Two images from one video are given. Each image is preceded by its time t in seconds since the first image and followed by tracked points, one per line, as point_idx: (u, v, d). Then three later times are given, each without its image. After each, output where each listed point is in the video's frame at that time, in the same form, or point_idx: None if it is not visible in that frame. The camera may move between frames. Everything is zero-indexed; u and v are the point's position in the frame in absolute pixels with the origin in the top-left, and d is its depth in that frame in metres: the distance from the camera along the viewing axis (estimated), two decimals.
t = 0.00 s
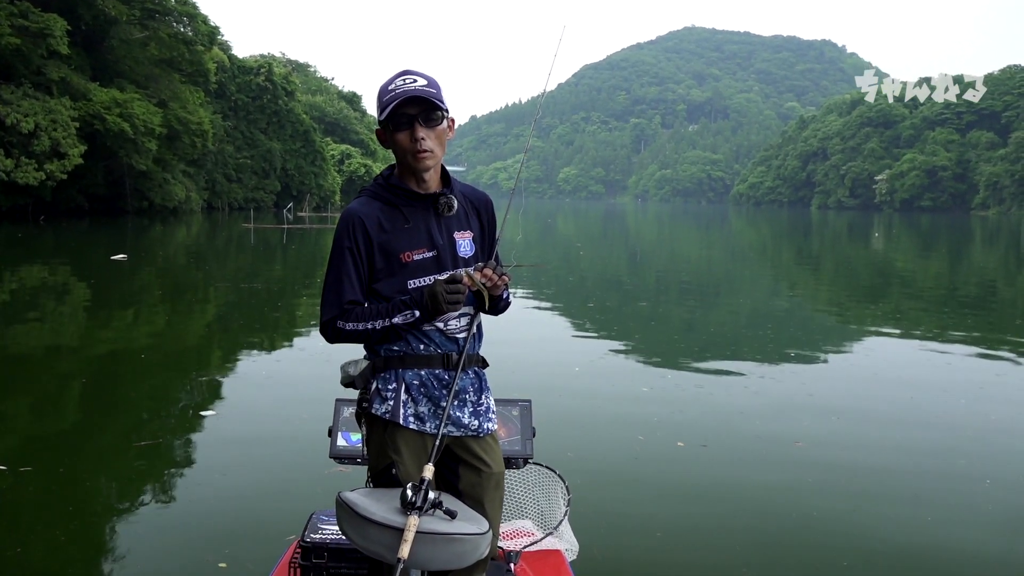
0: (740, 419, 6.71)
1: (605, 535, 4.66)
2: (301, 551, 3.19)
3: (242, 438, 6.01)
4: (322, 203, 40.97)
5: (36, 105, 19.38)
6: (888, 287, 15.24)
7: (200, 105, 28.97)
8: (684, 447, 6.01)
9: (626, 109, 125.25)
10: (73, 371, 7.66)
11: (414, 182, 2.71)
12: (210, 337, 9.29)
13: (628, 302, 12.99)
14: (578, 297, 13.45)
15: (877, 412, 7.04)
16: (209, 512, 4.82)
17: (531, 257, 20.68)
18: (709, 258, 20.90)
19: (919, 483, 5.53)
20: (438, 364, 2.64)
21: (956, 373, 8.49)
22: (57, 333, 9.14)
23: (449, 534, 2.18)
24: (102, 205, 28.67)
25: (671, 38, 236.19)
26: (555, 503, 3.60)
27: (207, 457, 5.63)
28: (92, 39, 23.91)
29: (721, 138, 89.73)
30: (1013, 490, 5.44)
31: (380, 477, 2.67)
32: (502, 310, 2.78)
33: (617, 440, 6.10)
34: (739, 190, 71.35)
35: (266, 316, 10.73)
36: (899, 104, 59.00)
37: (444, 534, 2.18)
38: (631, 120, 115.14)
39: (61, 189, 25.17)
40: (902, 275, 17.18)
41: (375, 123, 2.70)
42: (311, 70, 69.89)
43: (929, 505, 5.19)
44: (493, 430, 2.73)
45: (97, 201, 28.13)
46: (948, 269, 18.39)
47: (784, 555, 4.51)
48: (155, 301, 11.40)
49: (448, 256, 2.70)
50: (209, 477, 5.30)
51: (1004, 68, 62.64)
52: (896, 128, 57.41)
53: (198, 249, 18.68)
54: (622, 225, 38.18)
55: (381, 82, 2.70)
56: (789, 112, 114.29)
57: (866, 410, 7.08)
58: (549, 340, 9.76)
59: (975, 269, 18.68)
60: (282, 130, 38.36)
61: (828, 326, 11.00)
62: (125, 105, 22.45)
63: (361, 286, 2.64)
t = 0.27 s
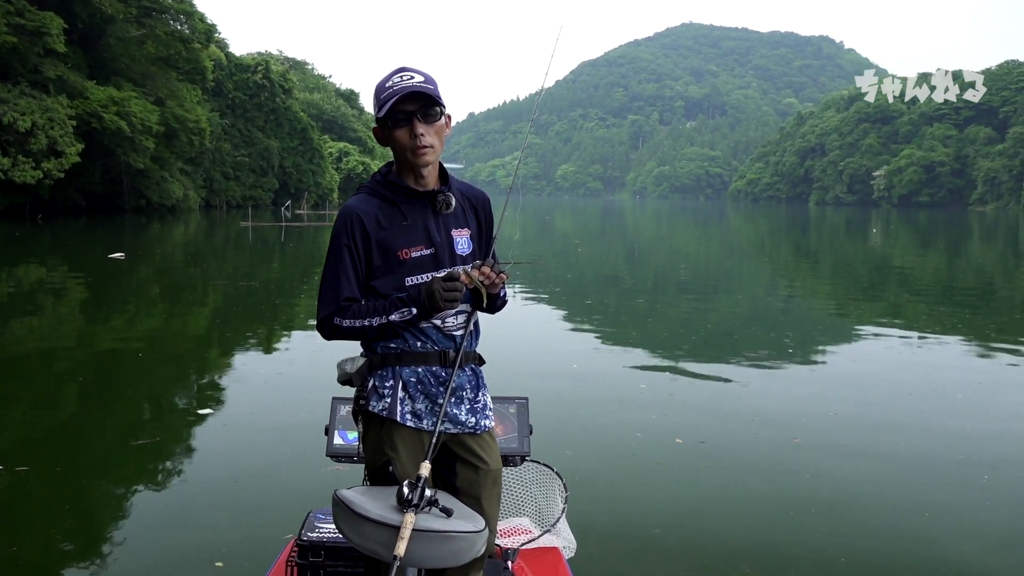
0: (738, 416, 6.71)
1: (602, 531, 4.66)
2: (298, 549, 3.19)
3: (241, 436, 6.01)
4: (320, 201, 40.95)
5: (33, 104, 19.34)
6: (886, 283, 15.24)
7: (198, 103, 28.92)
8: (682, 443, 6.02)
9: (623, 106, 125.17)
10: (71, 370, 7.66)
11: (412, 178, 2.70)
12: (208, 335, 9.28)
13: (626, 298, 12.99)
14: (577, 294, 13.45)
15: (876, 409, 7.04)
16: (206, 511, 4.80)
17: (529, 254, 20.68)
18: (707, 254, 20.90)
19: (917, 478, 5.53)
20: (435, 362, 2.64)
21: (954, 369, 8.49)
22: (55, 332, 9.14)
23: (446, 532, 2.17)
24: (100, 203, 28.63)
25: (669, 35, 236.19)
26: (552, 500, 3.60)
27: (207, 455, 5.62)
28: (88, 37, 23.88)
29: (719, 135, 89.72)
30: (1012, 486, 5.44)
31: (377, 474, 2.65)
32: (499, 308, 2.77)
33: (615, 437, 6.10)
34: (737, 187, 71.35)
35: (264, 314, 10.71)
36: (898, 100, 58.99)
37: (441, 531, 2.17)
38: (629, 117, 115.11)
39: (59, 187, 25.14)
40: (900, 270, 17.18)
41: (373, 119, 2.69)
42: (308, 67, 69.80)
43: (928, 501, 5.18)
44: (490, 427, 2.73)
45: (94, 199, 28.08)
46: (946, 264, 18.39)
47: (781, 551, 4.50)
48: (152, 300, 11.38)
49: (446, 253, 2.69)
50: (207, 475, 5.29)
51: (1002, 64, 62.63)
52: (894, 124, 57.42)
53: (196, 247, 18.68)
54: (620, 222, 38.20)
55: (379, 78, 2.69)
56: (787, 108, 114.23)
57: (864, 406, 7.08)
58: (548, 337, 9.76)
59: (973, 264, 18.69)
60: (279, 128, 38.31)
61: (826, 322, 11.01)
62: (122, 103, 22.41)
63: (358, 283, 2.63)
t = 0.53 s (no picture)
0: (737, 412, 6.71)
1: (601, 528, 4.65)
2: (297, 546, 3.18)
3: (240, 433, 6.00)
4: (319, 197, 40.94)
5: (31, 100, 19.32)
6: (885, 278, 15.25)
7: (196, 99, 28.89)
8: (682, 439, 6.01)
9: (622, 102, 125.06)
10: (70, 367, 7.65)
11: (411, 175, 2.69)
12: (207, 332, 9.28)
13: (624, 294, 12.98)
14: (576, 290, 13.44)
15: (876, 405, 7.03)
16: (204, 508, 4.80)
17: (528, 250, 20.67)
18: (707, 251, 20.89)
19: (917, 475, 5.54)
20: (433, 358, 2.63)
21: (953, 365, 8.49)
22: (54, 329, 9.13)
23: (443, 529, 2.16)
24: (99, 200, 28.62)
25: (668, 31, 235.95)
26: (551, 497, 3.60)
27: (207, 452, 5.62)
28: (87, 34, 23.86)
29: (718, 131, 89.65)
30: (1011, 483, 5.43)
31: (375, 471, 2.65)
32: (497, 305, 2.77)
33: (614, 433, 6.10)
34: (736, 183, 71.32)
35: (262, 311, 10.70)
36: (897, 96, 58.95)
37: (440, 527, 2.16)
38: (628, 113, 114.99)
39: (57, 184, 25.11)
40: (899, 266, 17.17)
41: (373, 114, 2.69)
42: (307, 64, 69.75)
43: (927, 498, 5.17)
44: (487, 424, 2.72)
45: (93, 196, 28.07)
46: (945, 260, 18.38)
47: (779, 548, 4.49)
48: (151, 297, 11.38)
49: (444, 250, 2.68)
50: (206, 472, 5.29)
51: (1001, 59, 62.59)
52: (893, 120, 57.41)
53: (195, 244, 18.68)
54: (619, 218, 38.22)
55: (379, 74, 2.68)
56: (786, 104, 114.13)
57: (862, 403, 7.07)
58: (547, 333, 9.75)
59: (973, 260, 18.69)
60: (278, 125, 38.27)
61: (825, 318, 11.01)
62: (121, 99, 22.37)
63: (356, 279, 2.62)
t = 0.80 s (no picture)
0: (737, 407, 6.69)
1: (600, 523, 4.65)
2: (296, 539, 3.19)
3: (240, 427, 6.00)
4: (321, 191, 40.91)
5: (32, 93, 19.30)
6: (886, 274, 15.21)
7: (197, 92, 28.82)
8: (681, 435, 6.00)
9: (624, 96, 124.85)
10: (71, 360, 7.65)
11: (405, 170, 2.68)
12: (208, 326, 9.27)
13: (626, 289, 12.96)
14: (577, 285, 13.43)
15: (877, 401, 7.01)
16: (202, 502, 4.79)
17: (530, 244, 20.65)
18: (708, 245, 20.87)
19: (918, 471, 5.52)
20: (428, 353, 2.62)
21: (955, 360, 8.47)
22: (55, 322, 9.13)
23: (442, 523, 2.15)
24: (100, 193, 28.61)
25: (670, 25, 235.47)
26: (550, 490, 3.60)
27: (206, 446, 5.62)
28: (88, 26, 23.84)
29: (720, 125, 89.49)
30: (1013, 480, 5.42)
31: (373, 466, 2.65)
32: (491, 300, 2.75)
33: (614, 429, 6.09)
34: (738, 178, 71.21)
35: (263, 304, 10.69)
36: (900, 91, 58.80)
37: (437, 522, 2.15)
38: (630, 107, 114.79)
39: (58, 177, 25.10)
40: (901, 262, 17.14)
41: (366, 110, 2.67)
42: (308, 57, 69.60)
43: (927, 494, 5.17)
44: (484, 418, 2.71)
45: (94, 189, 28.03)
46: (947, 256, 18.34)
47: (781, 545, 4.48)
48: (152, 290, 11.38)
49: (440, 246, 2.67)
50: (205, 466, 5.28)
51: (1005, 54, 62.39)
52: (896, 115, 57.29)
53: (196, 237, 18.67)
54: (621, 212, 38.17)
55: (372, 69, 2.66)
56: (788, 99, 113.92)
57: (863, 399, 7.05)
58: (548, 328, 9.74)
59: (974, 255, 18.65)
60: (279, 118, 38.20)
61: (827, 313, 11.00)
62: (122, 92, 22.33)
63: (351, 275, 2.62)
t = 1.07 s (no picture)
0: (737, 407, 6.70)
1: (601, 522, 4.66)
2: (298, 538, 3.19)
3: (241, 426, 6.00)
4: (321, 191, 40.93)
5: (33, 93, 19.31)
6: (886, 274, 15.20)
7: (198, 92, 28.83)
8: (681, 435, 6.00)
9: (624, 96, 124.88)
10: (72, 360, 7.66)
11: (403, 169, 2.68)
12: (209, 325, 9.28)
13: (626, 289, 12.97)
14: (578, 285, 13.43)
15: (877, 401, 7.02)
16: (202, 502, 4.79)
17: (530, 244, 20.65)
18: (708, 245, 20.88)
19: (919, 471, 5.52)
20: (429, 352, 2.63)
21: (956, 360, 8.48)
22: (56, 322, 9.13)
23: (444, 521, 2.16)
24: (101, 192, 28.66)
25: (670, 26, 235.52)
26: (551, 488, 3.60)
27: (207, 446, 5.62)
28: (89, 26, 23.85)
29: (721, 125, 89.49)
30: (1015, 479, 5.42)
31: (374, 465, 2.65)
32: (490, 299, 2.76)
33: (614, 429, 6.09)
34: (738, 177, 71.22)
35: (264, 304, 10.70)
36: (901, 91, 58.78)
37: (440, 520, 2.15)
38: (630, 107, 114.81)
39: (59, 177, 25.12)
40: (902, 262, 17.14)
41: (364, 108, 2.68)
42: (308, 56, 69.62)
43: (929, 494, 5.17)
44: (484, 417, 2.72)
45: (95, 189, 28.05)
46: (947, 256, 18.35)
47: (783, 545, 4.49)
48: (152, 290, 11.39)
49: (438, 245, 2.67)
50: (206, 466, 5.28)
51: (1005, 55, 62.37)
52: (896, 115, 57.30)
53: (197, 237, 18.68)
54: (622, 212, 38.18)
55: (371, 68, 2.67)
56: (788, 99, 113.93)
57: (863, 398, 7.06)
58: (548, 328, 9.75)
59: (975, 255, 18.63)
60: (280, 118, 38.20)
61: (827, 313, 11.01)
62: (123, 92, 22.33)
63: (350, 274, 2.63)
